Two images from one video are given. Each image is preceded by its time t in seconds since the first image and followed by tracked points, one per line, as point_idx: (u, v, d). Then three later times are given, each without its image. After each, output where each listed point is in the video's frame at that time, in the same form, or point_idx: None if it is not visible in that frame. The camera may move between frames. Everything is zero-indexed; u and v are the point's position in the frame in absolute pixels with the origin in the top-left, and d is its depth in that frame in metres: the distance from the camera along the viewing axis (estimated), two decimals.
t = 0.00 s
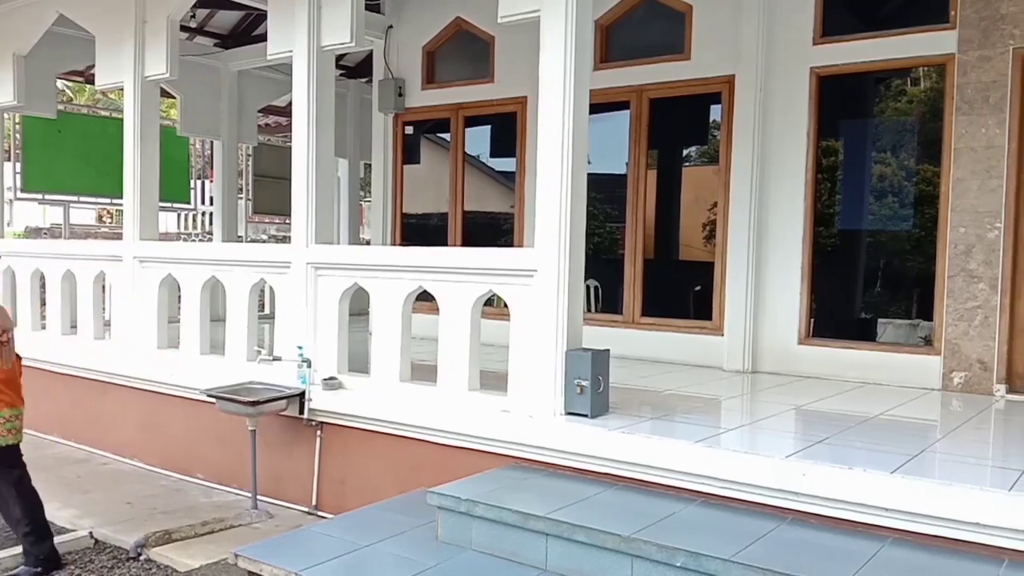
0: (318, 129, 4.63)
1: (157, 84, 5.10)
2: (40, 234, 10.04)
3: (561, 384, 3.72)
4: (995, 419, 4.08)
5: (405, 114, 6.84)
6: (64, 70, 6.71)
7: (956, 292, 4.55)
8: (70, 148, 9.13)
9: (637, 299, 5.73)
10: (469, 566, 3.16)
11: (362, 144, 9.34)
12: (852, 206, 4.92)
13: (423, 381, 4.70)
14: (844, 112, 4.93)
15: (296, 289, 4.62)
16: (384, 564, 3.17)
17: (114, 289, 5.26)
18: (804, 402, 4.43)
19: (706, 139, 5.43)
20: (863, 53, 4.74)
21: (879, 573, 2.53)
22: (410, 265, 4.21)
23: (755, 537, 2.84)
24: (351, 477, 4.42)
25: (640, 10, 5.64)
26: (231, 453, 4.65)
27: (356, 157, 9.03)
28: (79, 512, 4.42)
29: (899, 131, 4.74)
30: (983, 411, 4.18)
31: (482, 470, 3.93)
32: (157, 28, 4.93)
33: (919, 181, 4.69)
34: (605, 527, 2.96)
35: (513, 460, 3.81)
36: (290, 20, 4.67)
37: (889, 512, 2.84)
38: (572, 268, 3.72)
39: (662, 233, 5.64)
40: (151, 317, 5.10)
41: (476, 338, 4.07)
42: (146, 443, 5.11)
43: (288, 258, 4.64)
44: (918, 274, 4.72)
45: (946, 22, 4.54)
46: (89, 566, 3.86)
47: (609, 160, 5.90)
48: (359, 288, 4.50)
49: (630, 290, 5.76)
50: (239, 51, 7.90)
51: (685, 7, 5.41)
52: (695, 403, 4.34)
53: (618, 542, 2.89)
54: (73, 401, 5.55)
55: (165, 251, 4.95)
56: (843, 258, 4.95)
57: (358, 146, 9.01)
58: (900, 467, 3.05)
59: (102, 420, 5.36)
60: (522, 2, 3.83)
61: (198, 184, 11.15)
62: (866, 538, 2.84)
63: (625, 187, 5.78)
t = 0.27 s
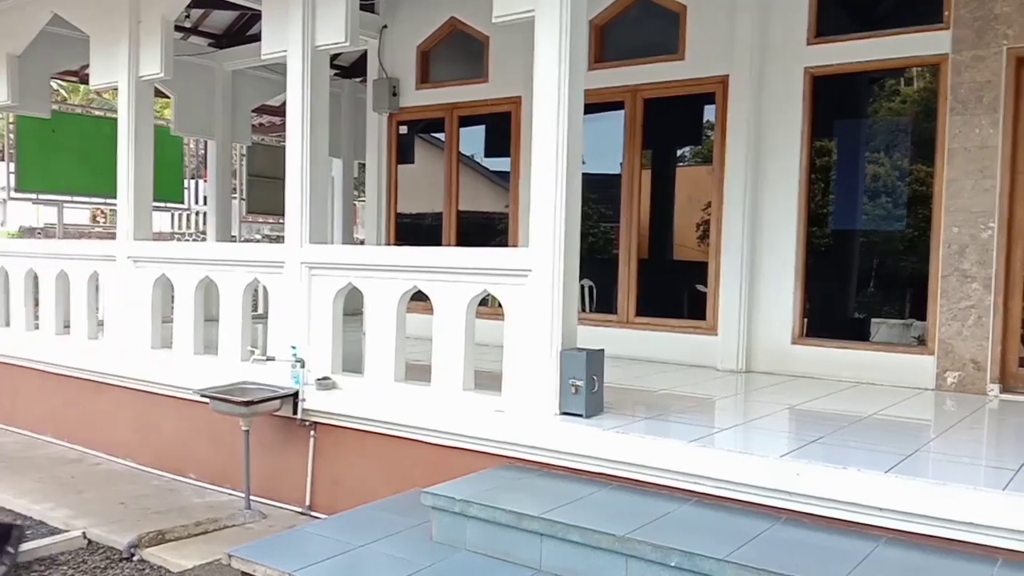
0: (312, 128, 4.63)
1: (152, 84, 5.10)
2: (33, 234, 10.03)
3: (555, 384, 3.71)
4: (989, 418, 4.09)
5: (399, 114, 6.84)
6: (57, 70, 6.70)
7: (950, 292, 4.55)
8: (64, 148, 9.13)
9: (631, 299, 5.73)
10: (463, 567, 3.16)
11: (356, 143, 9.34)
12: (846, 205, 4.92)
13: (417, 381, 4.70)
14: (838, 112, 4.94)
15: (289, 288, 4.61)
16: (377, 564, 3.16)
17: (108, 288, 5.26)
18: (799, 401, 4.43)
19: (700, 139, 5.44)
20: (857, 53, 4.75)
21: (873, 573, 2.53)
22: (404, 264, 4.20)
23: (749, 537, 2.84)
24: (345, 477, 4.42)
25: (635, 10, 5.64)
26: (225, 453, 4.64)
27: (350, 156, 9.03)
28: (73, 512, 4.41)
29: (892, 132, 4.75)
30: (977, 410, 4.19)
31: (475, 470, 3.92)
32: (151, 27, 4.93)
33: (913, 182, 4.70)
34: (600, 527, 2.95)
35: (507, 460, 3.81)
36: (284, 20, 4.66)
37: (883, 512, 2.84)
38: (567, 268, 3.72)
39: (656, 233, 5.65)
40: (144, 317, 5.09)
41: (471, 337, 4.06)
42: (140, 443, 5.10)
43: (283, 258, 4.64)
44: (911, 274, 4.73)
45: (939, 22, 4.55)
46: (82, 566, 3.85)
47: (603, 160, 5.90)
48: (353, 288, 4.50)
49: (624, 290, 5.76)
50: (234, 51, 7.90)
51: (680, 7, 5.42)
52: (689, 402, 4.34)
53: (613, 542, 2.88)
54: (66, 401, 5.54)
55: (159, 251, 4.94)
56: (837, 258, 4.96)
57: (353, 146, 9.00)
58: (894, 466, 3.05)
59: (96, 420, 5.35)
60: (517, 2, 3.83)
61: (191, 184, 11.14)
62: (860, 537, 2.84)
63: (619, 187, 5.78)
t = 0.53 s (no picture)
0: (307, 128, 4.63)
1: (147, 84, 5.10)
2: (28, 234, 10.01)
3: (550, 384, 3.71)
4: (983, 418, 4.09)
5: (394, 114, 6.84)
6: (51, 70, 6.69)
7: (944, 292, 4.56)
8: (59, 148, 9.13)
9: (626, 299, 5.73)
10: (457, 567, 3.15)
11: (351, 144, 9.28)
12: (840, 205, 4.93)
13: (412, 381, 4.70)
14: (832, 111, 4.94)
15: (284, 288, 4.61)
16: (371, 564, 3.16)
17: (102, 288, 5.25)
18: (794, 401, 4.43)
19: (694, 139, 5.44)
20: (851, 53, 4.76)
21: (868, 573, 2.53)
22: (398, 263, 4.20)
23: (744, 537, 2.83)
24: (339, 478, 4.41)
25: (629, 10, 5.65)
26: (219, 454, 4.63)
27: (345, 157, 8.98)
28: (66, 513, 4.40)
29: (886, 131, 4.76)
30: (972, 410, 4.19)
31: (470, 470, 3.92)
32: (146, 27, 4.93)
33: (907, 181, 4.71)
34: (594, 527, 2.95)
35: (501, 460, 3.80)
36: (279, 19, 4.66)
37: (878, 512, 2.84)
38: (561, 267, 3.71)
39: (650, 233, 5.65)
40: (139, 317, 5.09)
41: (465, 337, 4.06)
42: (134, 444, 5.09)
43: (277, 258, 4.63)
44: (906, 273, 4.73)
45: (933, 22, 4.56)
46: (76, 567, 3.84)
47: (598, 160, 5.90)
48: (348, 288, 4.49)
49: (618, 290, 5.76)
50: (229, 51, 7.89)
51: (674, 8, 5.42)
52: (684, 402, 4.34)
53: (607, 542, 2.88)
54: (60, 401, 5.53)
55: (153, 251, 4.94)
56: (831, 258, 4.96)
57: (348, 146, 9.00)
58: (889, 466, 3.05)
59: (90, 420, 5.34)
60: (512, 2, 3.83)
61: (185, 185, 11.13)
62: (854, 537, 2.83)
63: (613, 187, 5.78)
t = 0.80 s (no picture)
0: (302, 127, 4.62)
1: (141, 84, 5.10)
2: (21, 234, 9.99)
3: (545, 383, 3.71)
4: (979, 417, 4.09)
5: (389, 114, 6.83)
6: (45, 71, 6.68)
7: (939, 292, 4.56)
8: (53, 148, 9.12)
9: (621, 299, 5.72)
10: (452, 567, 3.14)
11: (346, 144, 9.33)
12: (834, 205, 4.93)
13: (407, 381, 4.69)
14: (826, 111, 4.95)
15: (278, 288, 4.60)
16: (365, 564, 3.14)
17: (97, 288, 5.24)
18: (790, 400, 4.43)
19: (689, 139, 5.45)
20: (846, 53, 4.77)
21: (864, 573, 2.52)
22: (393, 262, 4.19)
23: (739, 537, 2.83)
24: (334, 479, 4.39)
25: (624, 10, 5.65)
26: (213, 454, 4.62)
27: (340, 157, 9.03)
28: (60, 513, 4.38)
29: (881, 131, 4.76)
30: (968, 409, 4.19)
31: (466, 469, 3.90)
32: (141, 26, 4.93)
33: (901, 181, 4.71)
34: (590, 527, 2.94)
35: (496, 459, 3.79)
36: (275, 18, 4.66)
37: (874, 512, 2.83)
38: (556, 266, 3.71)
39: (645, 233, 5.65)
40: (133, 316, 5.08)
41: (460, 336, 4.05)
42: (128, 444, 5.07)
43: (272, 257, 4.62)
44: (901, 273, 4.73)
45: (927, 22, 4.57)
46: (69, 568, 3.83)
47: (593, 160, 5.90)
48: (342, 288, 4.49)
49: (613, 290, 5.75)
50: (223, 51, 7.89)
51: (668, 8, 5.43)
52: (679, 401, 4.33)
53: (603, 542, 2.87)
54: (53, 400, 5.51)
55: (148, 250, 4.93)
56: (826, 258, 4.96)
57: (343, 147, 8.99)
58: (884, 466, 3.04)
59: (84, 420, 5.32)
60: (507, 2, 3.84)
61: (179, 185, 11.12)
62: (850, 537, 2.83)
63: (608, 187, 5.78)
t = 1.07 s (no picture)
0: (298, 132, 4.62)
1: (137, 89, 5.10)
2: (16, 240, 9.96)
3: (541, 389, 3.70)
4: (974, 422, 4.09)
5: (384, 120, 6.83)
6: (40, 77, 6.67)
7: (935, 297, 4.56)
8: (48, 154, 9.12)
9: (617, 304, 5.72)
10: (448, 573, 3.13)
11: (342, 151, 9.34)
12: (830, 210, 4.94)
13: (402, 386, 4.68)
14: (821, 117, 4.96)
15: (274, 293, 4.59)
16: (361, 571, 3.13)
17: (91, 293, 5.23)
18: (786, 406, 4.42)
19: (685, 144, 5.46)
20: (841, 59, 4.78)
21: None
22: (389, 267, 4.19)
23: (736, 543, 2.82)
24: (330, 484, 4.38)
25: (619, 16, 5.66)
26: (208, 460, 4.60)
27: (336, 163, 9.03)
28: (55, 520, 4.37)
29: (876, 137, 4.77)
30: (964, 414, 4.19)
31: (462, 475, 3.90)
32: (136, 32, 4.94)
33: (897, 187, 4.72)
34: (586, 533, 2.93)
35: (492, 465, 3.78)
36: (270, 23, 4.65)
37: (870, 517, 2.83)
38: (552, 272, 3.71)
39: (640, 238, 5.65)
40: (128, 322, 5.07)
41: (456, 342, 4.04)
42: (123, 450, 5.05)
43: (267, 263, 4.61)
44: (897, 278, 4.73)
45: (922, 28, 4.59)
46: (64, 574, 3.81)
47: (589, 165, 5.90)
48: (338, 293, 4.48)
49: (610, 295, 5.76)
50: (220, 57, 7.90)
51: (663, 14, 5.44)
52: (675, 407, 4.32)
53: (599, 548, 2.86)
54: (48, 406, 5.50)
55: (143, 255, 4.93)
56: (822, 263, 4.96)
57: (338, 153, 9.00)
58: (881, 471, 3.04)
59: (79, 426, 5.31)
60: (502, 7, 3.84)
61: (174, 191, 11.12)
62: (847, 542, 2.82)
63: (604, 193, 5.78)
